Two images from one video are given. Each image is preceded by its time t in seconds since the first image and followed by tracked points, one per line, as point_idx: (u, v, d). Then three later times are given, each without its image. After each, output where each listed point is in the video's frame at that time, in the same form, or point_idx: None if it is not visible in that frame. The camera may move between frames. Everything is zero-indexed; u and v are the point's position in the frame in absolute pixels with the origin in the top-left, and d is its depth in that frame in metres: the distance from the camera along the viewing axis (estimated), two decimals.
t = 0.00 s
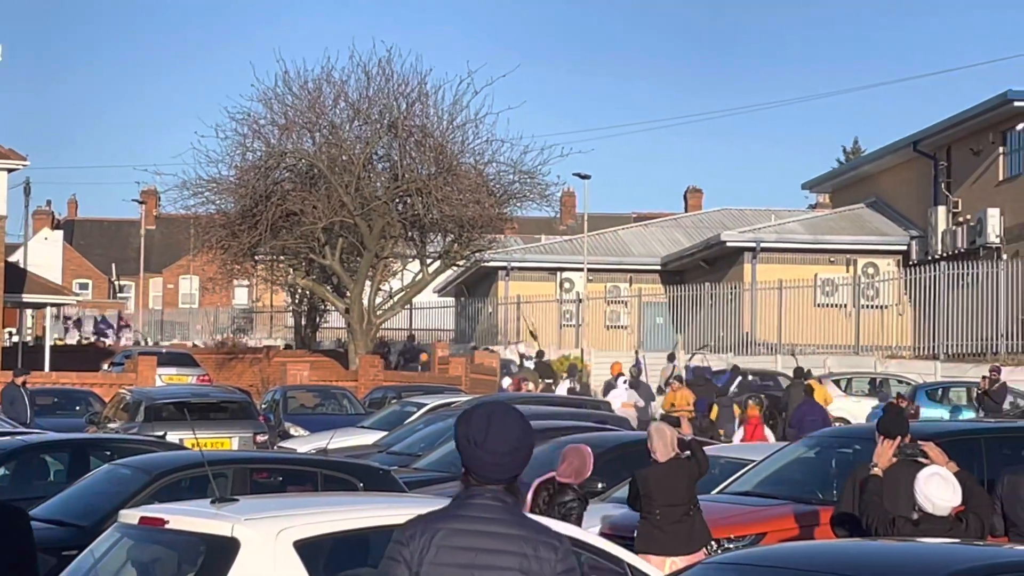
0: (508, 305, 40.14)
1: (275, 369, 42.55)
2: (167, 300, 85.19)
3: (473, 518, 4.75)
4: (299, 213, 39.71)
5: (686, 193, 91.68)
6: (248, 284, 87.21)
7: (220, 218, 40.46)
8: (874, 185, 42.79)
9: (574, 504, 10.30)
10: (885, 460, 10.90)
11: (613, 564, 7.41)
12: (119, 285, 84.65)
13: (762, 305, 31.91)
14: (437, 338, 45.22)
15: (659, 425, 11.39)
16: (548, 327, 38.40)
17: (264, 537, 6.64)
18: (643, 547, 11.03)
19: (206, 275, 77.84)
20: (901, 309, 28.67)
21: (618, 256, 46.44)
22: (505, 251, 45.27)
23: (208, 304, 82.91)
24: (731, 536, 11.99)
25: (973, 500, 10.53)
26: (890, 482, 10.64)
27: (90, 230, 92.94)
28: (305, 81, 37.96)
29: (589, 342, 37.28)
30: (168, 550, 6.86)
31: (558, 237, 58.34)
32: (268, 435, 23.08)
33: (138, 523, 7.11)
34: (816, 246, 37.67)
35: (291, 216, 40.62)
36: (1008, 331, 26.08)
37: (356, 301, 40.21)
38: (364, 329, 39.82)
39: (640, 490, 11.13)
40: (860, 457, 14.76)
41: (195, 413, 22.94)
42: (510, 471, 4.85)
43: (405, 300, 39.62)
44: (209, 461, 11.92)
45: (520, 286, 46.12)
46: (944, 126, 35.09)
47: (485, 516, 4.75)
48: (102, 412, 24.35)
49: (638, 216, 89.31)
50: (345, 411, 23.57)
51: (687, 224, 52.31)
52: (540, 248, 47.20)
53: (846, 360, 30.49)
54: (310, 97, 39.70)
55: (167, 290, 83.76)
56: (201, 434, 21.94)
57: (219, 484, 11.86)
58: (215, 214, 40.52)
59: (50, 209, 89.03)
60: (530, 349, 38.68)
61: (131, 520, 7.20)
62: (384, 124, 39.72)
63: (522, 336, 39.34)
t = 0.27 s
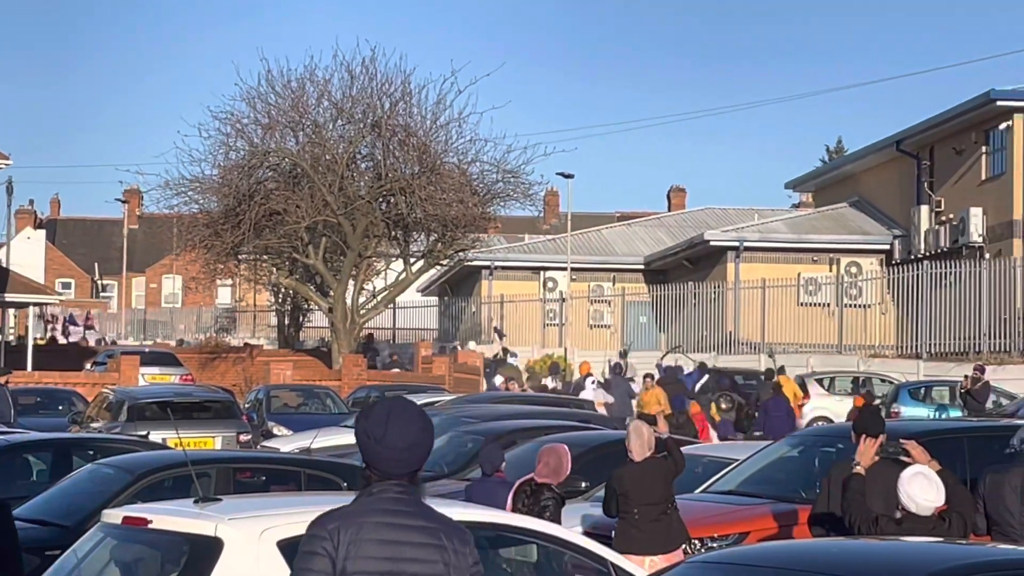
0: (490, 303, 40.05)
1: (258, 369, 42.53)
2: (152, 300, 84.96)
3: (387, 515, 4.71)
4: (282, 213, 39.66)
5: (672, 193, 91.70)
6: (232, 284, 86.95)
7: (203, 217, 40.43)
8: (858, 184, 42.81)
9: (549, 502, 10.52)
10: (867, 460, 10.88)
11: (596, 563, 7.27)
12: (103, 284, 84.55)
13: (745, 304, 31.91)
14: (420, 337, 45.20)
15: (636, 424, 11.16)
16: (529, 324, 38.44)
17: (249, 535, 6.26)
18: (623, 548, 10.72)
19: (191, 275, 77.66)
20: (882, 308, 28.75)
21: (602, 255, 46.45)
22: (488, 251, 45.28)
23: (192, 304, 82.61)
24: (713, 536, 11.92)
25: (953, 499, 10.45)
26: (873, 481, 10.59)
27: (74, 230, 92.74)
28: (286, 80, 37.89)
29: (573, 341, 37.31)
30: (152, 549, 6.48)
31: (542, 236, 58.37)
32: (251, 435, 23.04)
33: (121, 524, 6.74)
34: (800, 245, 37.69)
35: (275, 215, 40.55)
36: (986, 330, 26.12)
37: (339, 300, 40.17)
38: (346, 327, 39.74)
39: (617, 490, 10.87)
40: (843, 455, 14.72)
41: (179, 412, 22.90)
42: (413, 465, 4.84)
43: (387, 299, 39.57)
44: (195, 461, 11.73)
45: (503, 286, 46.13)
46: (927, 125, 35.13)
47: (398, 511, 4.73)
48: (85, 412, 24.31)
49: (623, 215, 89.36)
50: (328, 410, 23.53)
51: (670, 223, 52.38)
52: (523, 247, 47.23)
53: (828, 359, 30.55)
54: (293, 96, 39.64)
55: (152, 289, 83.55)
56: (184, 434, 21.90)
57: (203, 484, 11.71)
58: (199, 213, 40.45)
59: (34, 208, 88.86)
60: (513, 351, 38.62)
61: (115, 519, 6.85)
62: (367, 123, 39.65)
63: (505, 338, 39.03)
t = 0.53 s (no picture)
0: (474, 303, 40.03)
1: (242, 369, 42.45)
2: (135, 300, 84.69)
3: (328, 515, 4.77)
4: (266, 212, 39.60)
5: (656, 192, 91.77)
6: (215, 284, 86.75)
7: (187, 217, 40.37)
8: (842, 183, 42.91)
9: (529, 497, 10.58)
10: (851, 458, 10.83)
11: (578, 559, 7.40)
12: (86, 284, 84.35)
13: (729, 303, 31.95)
14: (404, 337, 45.16)
15: (618, 423, 11.03)
16: (512, 322, 38.74)
17: (234, 533, 6.08)
18: (602, 548, 10.61)
19: (175, 274, 77.45)
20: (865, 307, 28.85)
21: (587, 254, 46.47)
22: (472, 251, 45.30)
23: (176, 303, 82.41)
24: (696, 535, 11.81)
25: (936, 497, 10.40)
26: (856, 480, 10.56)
27: (57, 230, 92.45)
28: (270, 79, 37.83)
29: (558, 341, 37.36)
30: (136, 549, 6.28)
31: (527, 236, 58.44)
32: (236, 435, 23.02)
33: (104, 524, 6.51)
34: (785, 245, 37.75)
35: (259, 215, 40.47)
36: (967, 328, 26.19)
37: (324, 300, 40.10)
38: (330, 327, 39.67)
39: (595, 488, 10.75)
40: (826, 454, 14.72)
41: (163, 412, 22.87)
42: (341, 466, 4.91)
43: (371, 298, 39.51)
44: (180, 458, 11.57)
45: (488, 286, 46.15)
46: (911, 125, 35.21)
47: (336, 512, 4.80)
48: (68, 412, 24.27)
49: (607, 215, 89.40)
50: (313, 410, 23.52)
51: (654, 223, 52.47)
52: (508, 246, 47.28)
53: (811, 358, 30.61)
54: (277, 95, 39.61)
55: (135, 289, 83.35)
56: (168, 433, 21.88)
57: (187, 484, 11.64)
58: (182, 213, 40.37)
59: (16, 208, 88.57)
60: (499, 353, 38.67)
61: (98, 520, 6.62)
62: (351, 123, 39.64)
63: (489, 337, 39.19)
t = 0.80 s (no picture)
0: (458, 302, 40.09)
1: (225, 369, 42.24)
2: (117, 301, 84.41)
3: (255, 526, 4.84)
4: (249, 213, 39.29)
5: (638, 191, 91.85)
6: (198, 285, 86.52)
7: (169, 217, 39.97)
8: (824, 182, 42.94)
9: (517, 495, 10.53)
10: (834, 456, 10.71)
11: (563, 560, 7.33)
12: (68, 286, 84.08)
13: (712, 303, 31.94)
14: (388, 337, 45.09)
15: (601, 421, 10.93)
16: (496, 324, 38.61)
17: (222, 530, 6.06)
18: (584, 548, 10.56)
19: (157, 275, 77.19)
20: (848, 306, 28.86)
21: (569, 254, 46.49)
22: (455, 250, 45.26)
23: (158, 304, 82.16)
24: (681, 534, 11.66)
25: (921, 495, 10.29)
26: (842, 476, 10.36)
27: (38, 230, 92.10)
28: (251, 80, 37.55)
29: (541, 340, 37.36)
30: (118, 552, 6.18)
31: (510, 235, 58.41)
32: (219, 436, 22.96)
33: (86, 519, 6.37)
34: (768, 243, 37.76)
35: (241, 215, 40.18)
36: (947, 327, 26.21)
37: (306, 300, 39.81)
38: (313, 327, 39.43)
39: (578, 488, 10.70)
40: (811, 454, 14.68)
41: (146, 413, 22.81)
42: (267, 476, 4.97)
43: (355, 299, 39.28)
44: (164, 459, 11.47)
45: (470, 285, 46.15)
46: (893, 124, 35.24)
47: (263, 521, 4.87)
48: (50, 414, 24.19)
49: (590, 214, 89.40)
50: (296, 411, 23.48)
51: (638, 222, 52.48)
52: (491, 247, 47.27)
53: (794, 357, 30.63)
54: (258, 96, 39.32)
55: (117, 290, 83.09)
56: (151, 435, 21.82)
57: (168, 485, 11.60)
58: (164, 215, 40.05)
59: None
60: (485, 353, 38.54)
61: (80, 520, 6.47)
62: (334, 123, 39.40)
63: (473, 336, 39.44)
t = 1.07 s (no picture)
0: (435, 304, 39.80)
1: (204, 371, 41.99)
2: (95, 303, 84.07)
3: (174, 508, 4.96)
4: (227, 214, 38.71)
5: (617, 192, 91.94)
6: (175, 287, 86.26)
7: (147, 219, 39.36)
8: (802, 182, 43.01)
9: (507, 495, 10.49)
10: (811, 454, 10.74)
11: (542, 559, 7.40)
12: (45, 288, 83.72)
13: (690, 303, 31.95)
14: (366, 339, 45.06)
15: (582, 422, 10.95)
16: (475, 325, 38.81)
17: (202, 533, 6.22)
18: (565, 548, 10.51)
19: (135, 276, 76.90)
20: (827, 306, 28.92)
21: (546, 254, 46.53)
22: (434, 251, 45.19)
23: (135, 306, 81.84)
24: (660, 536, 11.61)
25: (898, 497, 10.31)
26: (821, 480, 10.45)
27: (15, 233, 91.67)
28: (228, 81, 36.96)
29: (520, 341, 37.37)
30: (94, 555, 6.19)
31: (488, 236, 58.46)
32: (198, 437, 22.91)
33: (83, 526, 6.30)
34: (746, 244, 37.80)
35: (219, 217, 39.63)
36: (925, 327, 26.22)
37: (285, 302, 39.23)
38: (291, 330, 38.94)
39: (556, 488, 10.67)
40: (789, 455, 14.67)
41: (124, 415, 22.76)
42: (190, 460, 5.12)
43: (333, 301, 38.74)
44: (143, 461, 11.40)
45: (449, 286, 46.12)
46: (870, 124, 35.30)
47: (182, 504, 5.00)
48: (28, 416, 24.11)
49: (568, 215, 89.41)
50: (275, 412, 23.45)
51: (615, 223, 52.55)
52: (469, 248, 47.26)
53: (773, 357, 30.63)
54: (236, 97, 38.73)
55: (95, 293, 82.77)
56: (129, 437, 21.77)
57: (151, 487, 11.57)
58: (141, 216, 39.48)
59: None
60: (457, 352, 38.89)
61: (59, 523, 6.52)
62: (312, 124, 38.85)
63: (450, 337, 39.27)
